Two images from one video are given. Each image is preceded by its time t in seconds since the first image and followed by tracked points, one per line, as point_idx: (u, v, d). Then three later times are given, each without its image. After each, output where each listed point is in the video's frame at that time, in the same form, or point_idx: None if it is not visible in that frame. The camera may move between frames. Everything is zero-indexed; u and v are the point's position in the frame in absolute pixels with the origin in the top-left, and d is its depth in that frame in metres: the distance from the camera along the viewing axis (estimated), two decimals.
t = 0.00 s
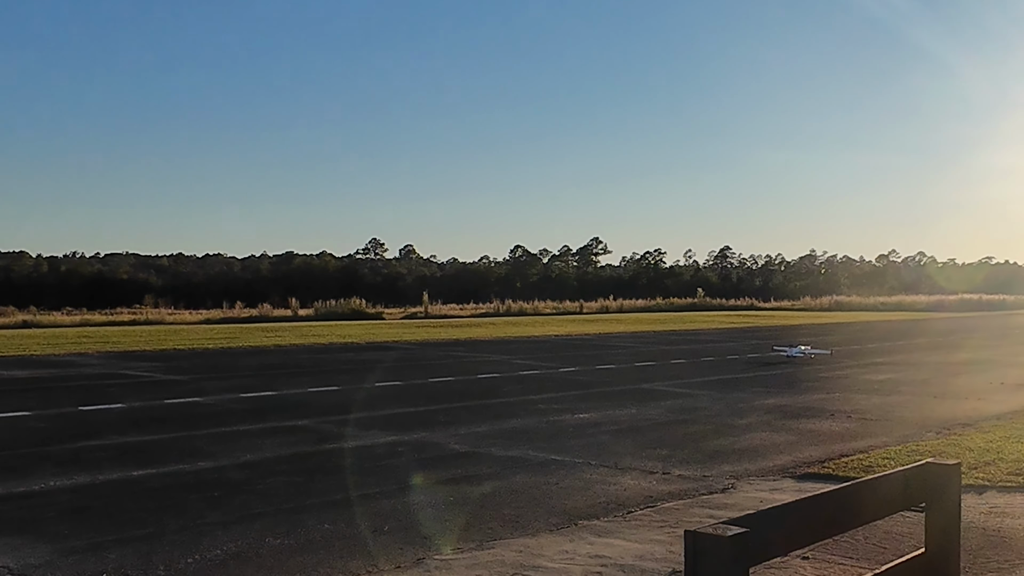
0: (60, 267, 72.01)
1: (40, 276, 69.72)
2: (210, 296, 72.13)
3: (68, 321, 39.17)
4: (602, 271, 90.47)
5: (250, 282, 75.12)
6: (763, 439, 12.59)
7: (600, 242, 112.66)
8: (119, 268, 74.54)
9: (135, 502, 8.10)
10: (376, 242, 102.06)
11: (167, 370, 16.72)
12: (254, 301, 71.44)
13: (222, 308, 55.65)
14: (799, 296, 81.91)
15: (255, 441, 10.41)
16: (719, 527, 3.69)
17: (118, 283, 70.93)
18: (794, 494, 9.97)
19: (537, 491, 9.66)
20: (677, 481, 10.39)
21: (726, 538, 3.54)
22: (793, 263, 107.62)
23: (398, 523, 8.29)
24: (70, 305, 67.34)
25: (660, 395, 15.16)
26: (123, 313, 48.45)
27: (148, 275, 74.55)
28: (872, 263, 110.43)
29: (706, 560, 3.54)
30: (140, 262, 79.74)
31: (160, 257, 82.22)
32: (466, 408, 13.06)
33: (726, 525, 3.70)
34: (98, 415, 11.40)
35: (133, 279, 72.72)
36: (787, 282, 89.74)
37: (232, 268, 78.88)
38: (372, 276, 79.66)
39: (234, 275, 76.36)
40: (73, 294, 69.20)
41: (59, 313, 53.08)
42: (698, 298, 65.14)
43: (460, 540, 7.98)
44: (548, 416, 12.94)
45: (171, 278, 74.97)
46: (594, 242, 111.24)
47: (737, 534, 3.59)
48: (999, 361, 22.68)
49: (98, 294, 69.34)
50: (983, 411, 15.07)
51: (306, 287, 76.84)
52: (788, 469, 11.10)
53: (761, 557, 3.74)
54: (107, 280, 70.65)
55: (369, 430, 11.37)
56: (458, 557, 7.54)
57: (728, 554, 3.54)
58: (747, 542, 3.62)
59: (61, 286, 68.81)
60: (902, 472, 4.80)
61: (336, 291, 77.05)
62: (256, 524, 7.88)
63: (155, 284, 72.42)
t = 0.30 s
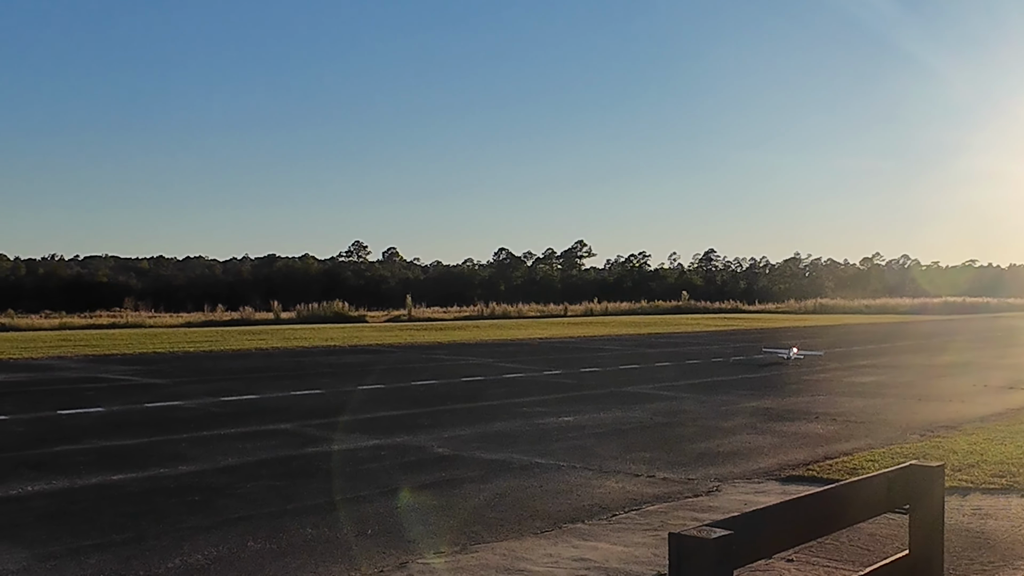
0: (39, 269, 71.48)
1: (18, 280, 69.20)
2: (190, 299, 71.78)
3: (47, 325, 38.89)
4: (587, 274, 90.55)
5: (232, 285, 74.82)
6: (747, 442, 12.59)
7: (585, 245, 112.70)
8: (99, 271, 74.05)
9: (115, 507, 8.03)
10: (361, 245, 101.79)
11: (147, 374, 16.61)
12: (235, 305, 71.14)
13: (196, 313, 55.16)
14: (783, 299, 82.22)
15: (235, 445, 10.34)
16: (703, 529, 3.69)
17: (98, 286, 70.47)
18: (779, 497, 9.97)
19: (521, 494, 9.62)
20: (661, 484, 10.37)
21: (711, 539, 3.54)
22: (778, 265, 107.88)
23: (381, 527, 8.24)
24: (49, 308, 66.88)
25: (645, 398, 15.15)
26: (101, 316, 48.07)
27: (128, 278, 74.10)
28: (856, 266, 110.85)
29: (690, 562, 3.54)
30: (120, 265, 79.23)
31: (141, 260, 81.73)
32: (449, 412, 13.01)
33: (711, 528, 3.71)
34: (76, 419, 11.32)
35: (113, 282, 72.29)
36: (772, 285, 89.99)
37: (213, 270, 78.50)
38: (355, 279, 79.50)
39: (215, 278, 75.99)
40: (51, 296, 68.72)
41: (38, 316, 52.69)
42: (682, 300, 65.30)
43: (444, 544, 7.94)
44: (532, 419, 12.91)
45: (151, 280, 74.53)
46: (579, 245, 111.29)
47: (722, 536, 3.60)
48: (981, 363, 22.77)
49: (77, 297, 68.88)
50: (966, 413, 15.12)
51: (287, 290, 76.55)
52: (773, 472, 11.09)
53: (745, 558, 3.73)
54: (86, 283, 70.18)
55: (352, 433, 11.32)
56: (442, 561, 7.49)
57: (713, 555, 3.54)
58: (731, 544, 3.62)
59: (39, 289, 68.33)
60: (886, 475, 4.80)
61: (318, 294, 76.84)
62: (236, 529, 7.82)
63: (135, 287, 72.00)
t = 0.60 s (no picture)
0: (24, 271, 71.13)
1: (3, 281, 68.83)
2: (177, 302, 71.53)
3: (34, 327, 38.75)
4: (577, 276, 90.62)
5: (219, 287, 74.57)
6: (737, 444, 12.59)
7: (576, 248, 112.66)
8: (84, 273, 73.67)
9: (100, 510, 8.00)
10: (350, 247, 101.67)
11: (134, 376, 16.55)
12: (223, 307, 70.94)
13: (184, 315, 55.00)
14: (772, 301, 82.41)
15: (223, 448, 10.31)
16: (693, 530, 3.69)
17: (83, 288, 70.09)
18: (768, 498, 9.97)
19: (509, 496, 9.61)
20: (651, 486, 10.37)
21: (698, 540, 3.54)
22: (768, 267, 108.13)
23: (370, 530, 8.21)
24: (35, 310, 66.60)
25: (634, 400, 15.15)
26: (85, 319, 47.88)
27: (115, 280, 73.79)
28: (845, 268, 111.13)
29: (679, 561, 3.53)
30: (107, 268, 78.88)
31: (129, 262, 81.42)
32: (438, 414, 12.99)
33: (701, 530, 3.70)
34: (62, 421, 11.25)
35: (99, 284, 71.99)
36: (762, 287, 90.20)
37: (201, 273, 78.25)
38: (344, 281, 79.40)
39: (202, 280, 75.76)
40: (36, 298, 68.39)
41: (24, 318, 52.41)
42: (672, 303, 65.41)
43: (432, 547, 7.90)
44: (521, 421, 12.90)
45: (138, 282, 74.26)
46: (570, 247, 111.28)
47: (710, 537, 3.59)
48: (969, 366, 22.84)
49: (62, 299, 68.60)
50: (954, 415, 15.16)
51: (276, 292, 76.37)
52: (762, 474, 11.10)
53: (734, 559, 3.72)
54: (72, 285, 69.89)
55: (340, 436, 11.30)
56: (430, 563, 7.46)
57: (702, 556, 3.53)
58: (720, 545, 3.62)
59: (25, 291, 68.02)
60: (874, 477, 4.80)
61: (306, 296, 76.71)
62: (224, 532, 7.78)
63: (121, 290, 71.66)
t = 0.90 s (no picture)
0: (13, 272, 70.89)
1: None
2: (168, 303, 71.39)
3: (24, 329, 38.62)
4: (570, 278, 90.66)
5: (209, 288, 74.41)
6: (729, 446, 12.59)
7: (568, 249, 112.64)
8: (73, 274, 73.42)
9: (90, 513, 7.96)
10: (341, 248, 101.54)
11: (123, 378, 16.47)
12: (213, 309, 70.83)
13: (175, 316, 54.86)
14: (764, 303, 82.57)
15: (213, 450, 10.27)
16: (684, 532, 3.68)
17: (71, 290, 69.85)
18: (760, 500, 9.97)
19: (500, 498, 9.59)
20: (643, 488, 10.36)
21: (690, 543, 3.53)
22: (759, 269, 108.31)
23: (361, 532, 8.19)
24: (24, 312, 66.41)
25: (626, 402, 15.14)
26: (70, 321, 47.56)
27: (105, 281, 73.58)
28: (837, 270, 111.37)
29: (671, 563, 3.51)
30: (96, 269, 78.63)
31: (119, 263, 81.19)
32: (429, 416, 12.96)
33: (692, 531, 3.69)
34: (50, 424, 11.19)
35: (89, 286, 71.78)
36: (754, 289, 90.35)
37: (191, 274, 78.05)
38: (336, 282, 79.31)
39: (193, 281, 75.61)
40: (25, 301, 68.19)
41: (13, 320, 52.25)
42: (664, 305, 65.53)
43: (424, 549, 7.88)
44: (513, 423, 12.87)
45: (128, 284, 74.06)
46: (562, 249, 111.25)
47: (702, 540, 3.58)
48: (960, 367, 22.87)
49: (52, 300, 68.41)
50: (945, 416, 15.17)
51: (266, 294, 76.25)
52: (754, 476, 11.10)
53: (725, 562, 3.71)
54: (61, 287, 69.68)
55: (331, 438, 11.27)
56: (421, 566, 7.43)
57: (692, 558, 3.52)
58: (711, 546, 3.62)
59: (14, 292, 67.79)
60: (866, 477, 4.80)
61: (297, 298, 76.63)
62: (214, 534, 7.75)
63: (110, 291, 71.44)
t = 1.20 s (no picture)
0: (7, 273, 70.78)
1: None
2: (162, 304, 71.34)
3: (18, 330, 38.54)
4: (565, 279, 90.69)
5: (204, 289, 74.35)
6: (726, 448, 12.57)
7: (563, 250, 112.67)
8: (67, 275, 73.24)
9: (84, 514, 7.94)
10: (337, 249, 101.51)
11: (117, 380, 16.43)
12: (208, 310, 70.79)
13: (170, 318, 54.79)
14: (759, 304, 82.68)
15: (207, 452, 10.25)
16: (680, 534, 3.67)
17: (66, 291, 69.70)
18: (756, 502, 9.95)
19: (496, 500, 9.57)
20: (638, 489, 10.35)
21: (685, 545, 3.52)
22: (755, 270, 108.41)
23: (357, 534, 8.16)
24: (18, 314, 66.33)
25: (621, 403, 15.14)
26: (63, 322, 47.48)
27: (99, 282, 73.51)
28: (831, 271, 111.53)
29: (665, 566, 3.50)
30: (91, 270, 78.51)
31: (113, 264, 81.08)
32: (424, 417, 12.94)
33: (689, 533, 3.68)
34: (43, 426, 11.17)
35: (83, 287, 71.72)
36: (748, 289, 90.44)
37: (186, 275, 77.96)
38: (331, 283, 79.27)
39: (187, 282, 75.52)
40: (19, 302, 68.10)
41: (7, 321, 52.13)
42: (659, 305, 65.67)
43: (419, 551, 7.86)
44: (509, 425, 12.85)
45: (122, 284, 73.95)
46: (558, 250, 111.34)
47: (697, 541, 3.57)
48: (955, 368, 22.89)
49: (45, 302, 68.34)
50: (941, 417, 15.18)
51: (261, 294, 76.20)
52: (750, 477, 11.09)
53: (721, 563, 3.70)
54: (55, 288, 69.59)
55: (325, 439, 11.24)
56: (416, 567, 7.41)
57: (688, 561, 3.52)
58: (707, 549, 3.61)
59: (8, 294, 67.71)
60: (862, 478, 4.80)
61: (291, 299, 76.59)
62: (208, 536, 7.72)
63: (104, 292, 71.29)
